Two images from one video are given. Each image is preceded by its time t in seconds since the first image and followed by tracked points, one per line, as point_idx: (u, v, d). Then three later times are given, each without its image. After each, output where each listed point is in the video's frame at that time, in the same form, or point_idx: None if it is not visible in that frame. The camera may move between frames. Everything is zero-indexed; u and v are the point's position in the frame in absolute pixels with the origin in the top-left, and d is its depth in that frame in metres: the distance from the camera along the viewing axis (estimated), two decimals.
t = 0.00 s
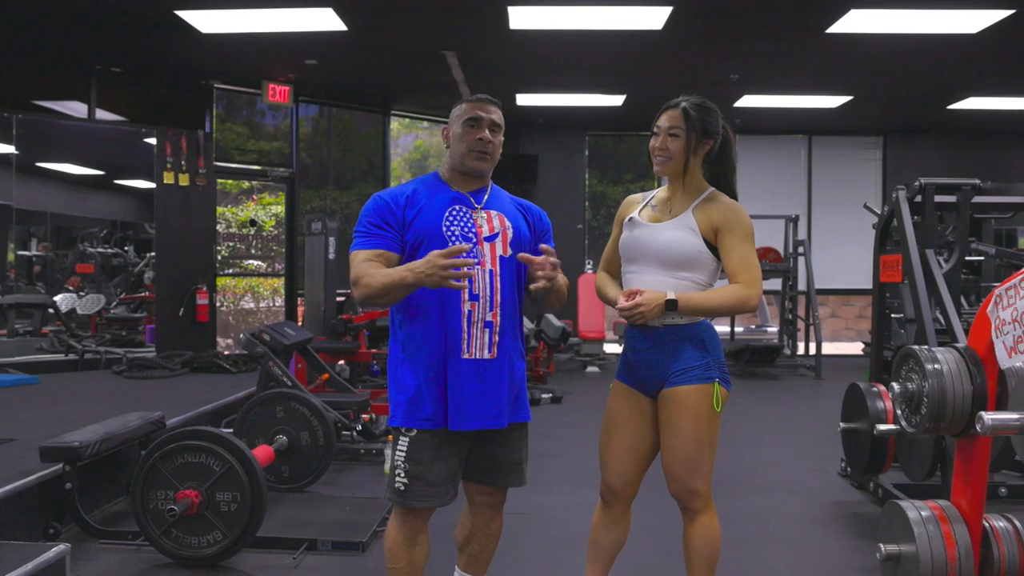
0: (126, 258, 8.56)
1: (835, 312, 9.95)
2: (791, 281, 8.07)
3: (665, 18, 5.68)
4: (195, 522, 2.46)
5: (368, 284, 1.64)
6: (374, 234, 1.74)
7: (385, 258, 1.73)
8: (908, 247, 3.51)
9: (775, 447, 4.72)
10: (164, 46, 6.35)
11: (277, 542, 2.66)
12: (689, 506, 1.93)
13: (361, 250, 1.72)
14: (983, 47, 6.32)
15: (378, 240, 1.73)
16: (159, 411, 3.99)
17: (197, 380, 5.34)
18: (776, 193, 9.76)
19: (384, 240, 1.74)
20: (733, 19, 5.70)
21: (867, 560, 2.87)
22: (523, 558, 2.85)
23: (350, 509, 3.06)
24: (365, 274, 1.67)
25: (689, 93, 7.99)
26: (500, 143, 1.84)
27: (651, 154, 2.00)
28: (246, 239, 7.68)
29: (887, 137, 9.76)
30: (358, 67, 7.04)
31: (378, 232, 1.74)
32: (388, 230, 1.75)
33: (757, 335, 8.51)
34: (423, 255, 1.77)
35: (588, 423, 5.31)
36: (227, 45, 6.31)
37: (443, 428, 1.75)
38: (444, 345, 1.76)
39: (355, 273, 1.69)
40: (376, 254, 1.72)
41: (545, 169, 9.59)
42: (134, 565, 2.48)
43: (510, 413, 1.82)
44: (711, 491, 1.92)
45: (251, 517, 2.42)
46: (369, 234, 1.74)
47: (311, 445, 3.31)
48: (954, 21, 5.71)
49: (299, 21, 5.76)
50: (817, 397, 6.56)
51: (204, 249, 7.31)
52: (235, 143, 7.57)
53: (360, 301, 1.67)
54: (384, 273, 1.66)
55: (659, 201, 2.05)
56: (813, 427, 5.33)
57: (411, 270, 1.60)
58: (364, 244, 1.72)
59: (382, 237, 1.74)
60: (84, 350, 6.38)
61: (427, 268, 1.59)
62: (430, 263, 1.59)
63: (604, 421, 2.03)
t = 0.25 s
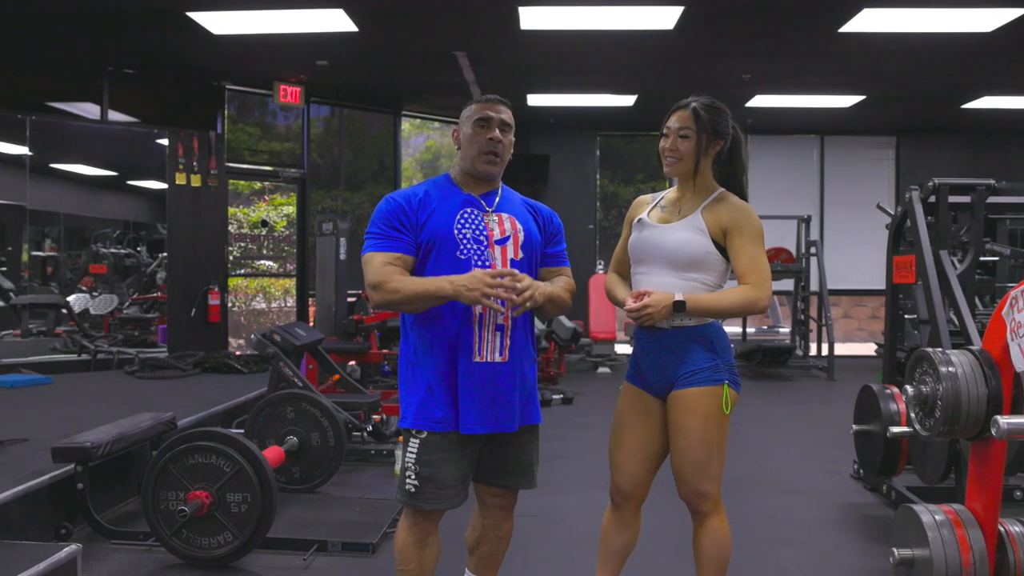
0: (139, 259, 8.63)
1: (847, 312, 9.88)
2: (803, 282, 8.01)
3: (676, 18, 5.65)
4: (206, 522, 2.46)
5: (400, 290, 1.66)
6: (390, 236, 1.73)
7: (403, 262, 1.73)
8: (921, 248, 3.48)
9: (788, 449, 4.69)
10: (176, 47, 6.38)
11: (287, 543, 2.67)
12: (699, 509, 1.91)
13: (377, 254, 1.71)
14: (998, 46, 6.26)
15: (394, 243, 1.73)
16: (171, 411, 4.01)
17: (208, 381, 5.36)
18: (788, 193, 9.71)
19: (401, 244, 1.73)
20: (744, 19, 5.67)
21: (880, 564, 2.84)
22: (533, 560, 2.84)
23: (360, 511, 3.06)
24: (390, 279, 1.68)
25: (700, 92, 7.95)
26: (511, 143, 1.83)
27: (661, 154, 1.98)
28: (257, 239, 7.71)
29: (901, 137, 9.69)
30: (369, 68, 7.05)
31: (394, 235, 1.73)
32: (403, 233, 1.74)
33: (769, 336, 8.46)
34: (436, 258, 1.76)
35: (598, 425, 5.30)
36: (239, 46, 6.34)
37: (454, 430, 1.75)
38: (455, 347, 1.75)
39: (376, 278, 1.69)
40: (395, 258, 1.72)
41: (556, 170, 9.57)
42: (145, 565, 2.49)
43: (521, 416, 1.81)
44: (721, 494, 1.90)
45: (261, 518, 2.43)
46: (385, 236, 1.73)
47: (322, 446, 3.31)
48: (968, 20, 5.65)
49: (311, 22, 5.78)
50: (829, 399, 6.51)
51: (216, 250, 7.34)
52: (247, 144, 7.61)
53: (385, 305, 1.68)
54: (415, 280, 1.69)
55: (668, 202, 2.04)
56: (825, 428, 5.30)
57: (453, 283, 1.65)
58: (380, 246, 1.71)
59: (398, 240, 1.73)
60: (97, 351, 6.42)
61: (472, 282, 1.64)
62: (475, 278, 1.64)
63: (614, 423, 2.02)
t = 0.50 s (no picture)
0: (151, 258, 8.69)
1: (861, 313, 9.80)
2: (816, 282, 7.96)
3: (687, 17, 5.62)
4: (216, 523, 2.47)
5: (418, 297, 1.66)
6: (401, 239, 1.72)
7: (415, 265, 1.72)
8: (937, 249, 3.42)
9: (800, 450, 4.65)
10: (187, 47, 6.40)
11: (297, 544, 2.67)
12: (711, 512, 1.89)
13: (389, 257, 1.70)
14: (1014, 44, 6.18)
15: (405, 246, 1.72)
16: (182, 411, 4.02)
17: (219, 381, 5.38)
18: (800, 193, 9.64)
19: (413, 246, 1.72)
20: (756, 18, 5.63)
21: (894, 567, 2.81)
22: (543, 561, 2.83)
23: (371, 511, 3.05)
24: (407, 284, 1.67)
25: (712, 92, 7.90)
26: (519, 141, 1.82)
27: (673, 154, 1.96)
28: (269, 240, 7.73)
29: (915, 136, 9.60)
30: (379, 68, 7.05)
31: (406, 237, 1.72)
32: (415, 235, 1.73)
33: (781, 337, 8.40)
34: (447, 259, 1.75)
35: (610, 426, 5.27)
36: (250, 47, 6.36)
37: (466, 432, 1.73)
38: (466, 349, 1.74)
39: (390, 282, 1.68)
40: (407, 261, 1.71)
41: (567, 170, 9.55)
42: (156, 565, 2.50)
43: (532, 418, 1.79)
44: (733, 496, 1.88)
45: (272, 519, 2.43)
46: (396, 239, 1.72)
47: (332, 446, 3.32)
48: (984, 18, 5.59)
49: (321, 22, 5.77)
50: (843, 400, 6.45)
51: (227, 250, 7.37)
52: (258, 144, 7.63)
53: (400, 308, 1.68)
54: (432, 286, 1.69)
55: (680, 203, 2.01)
56: (839, 430, 5.25)
57: (473, 296, 1.66)
58: (391, 249, 1.70)
59: (409, 242, 1.72)
60: (109, 350, 6.47)
61: (492, 298, 1.65)
62: (496, 294, 1.65)
63: (625, 424, 2.00)
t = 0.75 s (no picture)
0: (162, 258, 8.71)
1: (872, 313, 9.72)
2: (827, 282, 7.89)
3: (697, 15, 5.59)
4: (225, 523, 2.46)
5: (427, 298, 1.64)
6: (409, 241, 1.70)
7: (424, 267, 1.70)
8: (951, 248, 3.37)
9: (813, 451, 4.61)
10: (196, 46, 6.41)
11: (305, 544, 2.66)
12: (723, 514, 1.87)
13: (397, 260, 1.69)
14: None
15: (413, 248, 1.70)
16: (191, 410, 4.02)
17: (228, 380, 5.39)
18: (811, 192, 9.57)
19: (421, 248, 1.70)
20: (768, 16, 5.59)
21: (908, 570, 2.77)
22: (553, 563, 2.81)
23: (380, 511, 3.04)
24: (416, 286, 1.66)
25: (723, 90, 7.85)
26: (522, 138, 1.80)
27: (686, 152, 1.94)
28: (279, 239, 7.73)
29: (928, 134, 9.51)
30: (389, 67, 7.04)
31: (414, 239, 1.71)
32: (422, 236, 1.72)
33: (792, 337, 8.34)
34: (456, 260, 1.73)
35: (620, 426, 5.25)
36: (259, 46, 6.36)
37: (478, 432, 1.71)
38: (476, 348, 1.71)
39: (399, 285, 1.66)
40: (415, 263, 1.69)
41: (576, 169, 9.52)
42: (165, 565, 2.49)
43: (544, 418, 1.77)
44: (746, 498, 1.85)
45: (281, 519, 2.42)
46: (404, 241, 1.70)
47: (341, 446, 3.31)
48: (998, 14, 5.52)
49: (331, 21, 5.77)
50: (855, 400, 6.40)
51: (237, 249, 7.38)
52: (268, 144, 7.64)
53: (410, 310, 1.66)
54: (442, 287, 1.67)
55: (692, 202, 1.99)
56: (852, 430, 5.20)
57: (484, 295, 1.64)
58: (399, 252, 1.69)
59: (417, 244, 1.70)
60: (120, 349, 6.49)
61: (503, 297, 1.63)
62: (506, 293, 1.63)
63: (637, 425, 1.97)
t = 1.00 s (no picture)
0: (168, 257, 8.72)
1: (880, 312, 9.66)
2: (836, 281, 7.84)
3: (705, 12, 5.55)
4: (231, 524, 2.44)
5: (429, 298, 1.62)
6: (412, 241, 1.68)
7: (428, 268, 1.68)
8: (965, 247, 3.30)
9: (822, 452, 4.57)
10: (202, 45, 6.40)
11: (312, 545, 2.64)
12: (736, 516, 1.83)
13: (401, 260, 1.67)
14: None
15: (417, 248, 1.68)
16: (197, 410, 4.00)
17: (234, 380, 5.38)
18: (820, 191, 9.51)
19: (424, 248, 1.68)
20: (776, 13, 5.55)
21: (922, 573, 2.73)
22: (561, 565, 2.78)
23: (387, 512, 3.02)
24: (418, 286, 1.64)
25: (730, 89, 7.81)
26: (526, 134, 1.77)
27: (699, 149, 1.90)
28: (285, 238, 7.72)
29: (937, 133, 9.45)
30: (395, 65, 7.02)
31: (418, 239, 1.69)
32: (427, 236, 1.69)
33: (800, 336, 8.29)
34: (460, 260, 1.70)
35: (627, 426, 5.21)
36: (265, 44, 6.35)
37: (485, 434, 1.68)
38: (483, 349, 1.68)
39: (402, 285, 1.64)
40: (418, 263, 1.67)
41: (583, 168, 9.49)
42: (170, 566, 2.47)
43: (553, 418, 1.74)
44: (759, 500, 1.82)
45: (287, 520, 2.40)
46: (407, 242, 1.68)
47: (348, 446, 3.29)
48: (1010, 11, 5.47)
49: (337, 20, 5.75)
50: (864, 401, 6.35)
51: (243, 249, 7.37)
52: (275, 143, 7.62)
53: (413, 311, 1.64)
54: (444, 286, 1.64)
55: (704, 200, 1.95)
56: (862, 431, 5.16)
57: (487, 292, 1.61)
58: (403, 252, 1.67)
59: (421, 245, 1.68)
60: (126, 349, 6.49)
61: (506, 292, 1.60)
62: (509, 288, 1.60)
63: (648, 426, 1.94)
